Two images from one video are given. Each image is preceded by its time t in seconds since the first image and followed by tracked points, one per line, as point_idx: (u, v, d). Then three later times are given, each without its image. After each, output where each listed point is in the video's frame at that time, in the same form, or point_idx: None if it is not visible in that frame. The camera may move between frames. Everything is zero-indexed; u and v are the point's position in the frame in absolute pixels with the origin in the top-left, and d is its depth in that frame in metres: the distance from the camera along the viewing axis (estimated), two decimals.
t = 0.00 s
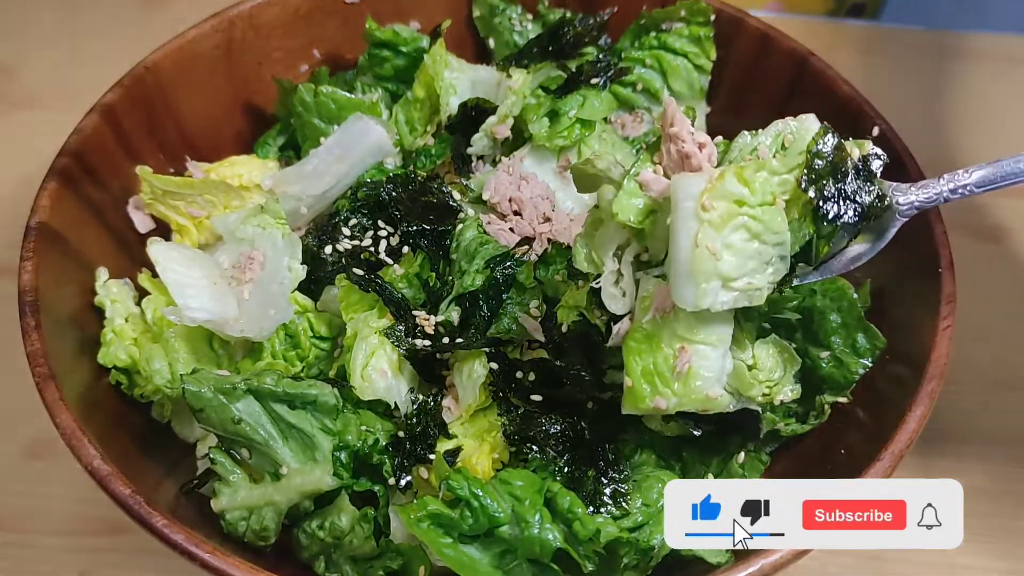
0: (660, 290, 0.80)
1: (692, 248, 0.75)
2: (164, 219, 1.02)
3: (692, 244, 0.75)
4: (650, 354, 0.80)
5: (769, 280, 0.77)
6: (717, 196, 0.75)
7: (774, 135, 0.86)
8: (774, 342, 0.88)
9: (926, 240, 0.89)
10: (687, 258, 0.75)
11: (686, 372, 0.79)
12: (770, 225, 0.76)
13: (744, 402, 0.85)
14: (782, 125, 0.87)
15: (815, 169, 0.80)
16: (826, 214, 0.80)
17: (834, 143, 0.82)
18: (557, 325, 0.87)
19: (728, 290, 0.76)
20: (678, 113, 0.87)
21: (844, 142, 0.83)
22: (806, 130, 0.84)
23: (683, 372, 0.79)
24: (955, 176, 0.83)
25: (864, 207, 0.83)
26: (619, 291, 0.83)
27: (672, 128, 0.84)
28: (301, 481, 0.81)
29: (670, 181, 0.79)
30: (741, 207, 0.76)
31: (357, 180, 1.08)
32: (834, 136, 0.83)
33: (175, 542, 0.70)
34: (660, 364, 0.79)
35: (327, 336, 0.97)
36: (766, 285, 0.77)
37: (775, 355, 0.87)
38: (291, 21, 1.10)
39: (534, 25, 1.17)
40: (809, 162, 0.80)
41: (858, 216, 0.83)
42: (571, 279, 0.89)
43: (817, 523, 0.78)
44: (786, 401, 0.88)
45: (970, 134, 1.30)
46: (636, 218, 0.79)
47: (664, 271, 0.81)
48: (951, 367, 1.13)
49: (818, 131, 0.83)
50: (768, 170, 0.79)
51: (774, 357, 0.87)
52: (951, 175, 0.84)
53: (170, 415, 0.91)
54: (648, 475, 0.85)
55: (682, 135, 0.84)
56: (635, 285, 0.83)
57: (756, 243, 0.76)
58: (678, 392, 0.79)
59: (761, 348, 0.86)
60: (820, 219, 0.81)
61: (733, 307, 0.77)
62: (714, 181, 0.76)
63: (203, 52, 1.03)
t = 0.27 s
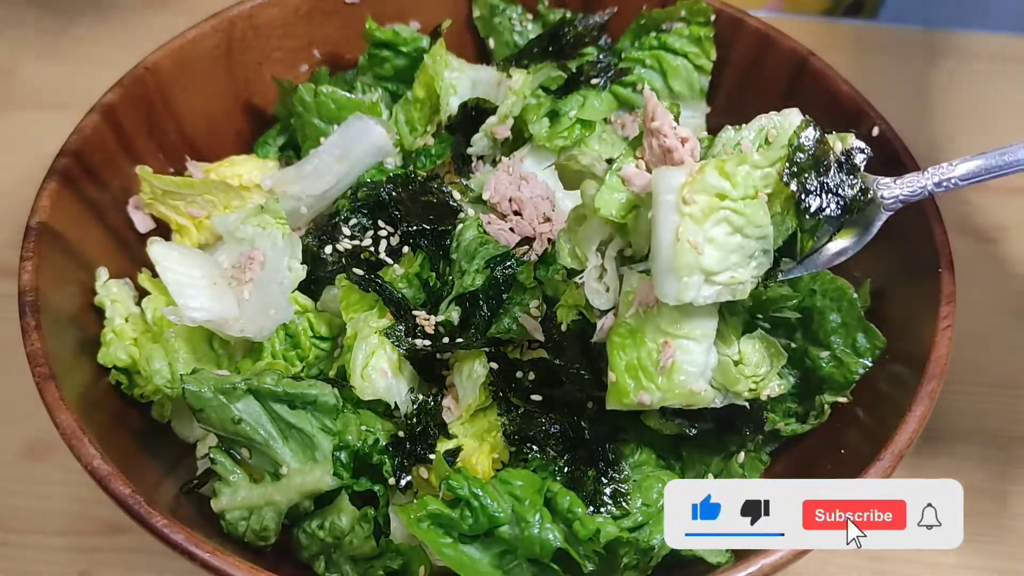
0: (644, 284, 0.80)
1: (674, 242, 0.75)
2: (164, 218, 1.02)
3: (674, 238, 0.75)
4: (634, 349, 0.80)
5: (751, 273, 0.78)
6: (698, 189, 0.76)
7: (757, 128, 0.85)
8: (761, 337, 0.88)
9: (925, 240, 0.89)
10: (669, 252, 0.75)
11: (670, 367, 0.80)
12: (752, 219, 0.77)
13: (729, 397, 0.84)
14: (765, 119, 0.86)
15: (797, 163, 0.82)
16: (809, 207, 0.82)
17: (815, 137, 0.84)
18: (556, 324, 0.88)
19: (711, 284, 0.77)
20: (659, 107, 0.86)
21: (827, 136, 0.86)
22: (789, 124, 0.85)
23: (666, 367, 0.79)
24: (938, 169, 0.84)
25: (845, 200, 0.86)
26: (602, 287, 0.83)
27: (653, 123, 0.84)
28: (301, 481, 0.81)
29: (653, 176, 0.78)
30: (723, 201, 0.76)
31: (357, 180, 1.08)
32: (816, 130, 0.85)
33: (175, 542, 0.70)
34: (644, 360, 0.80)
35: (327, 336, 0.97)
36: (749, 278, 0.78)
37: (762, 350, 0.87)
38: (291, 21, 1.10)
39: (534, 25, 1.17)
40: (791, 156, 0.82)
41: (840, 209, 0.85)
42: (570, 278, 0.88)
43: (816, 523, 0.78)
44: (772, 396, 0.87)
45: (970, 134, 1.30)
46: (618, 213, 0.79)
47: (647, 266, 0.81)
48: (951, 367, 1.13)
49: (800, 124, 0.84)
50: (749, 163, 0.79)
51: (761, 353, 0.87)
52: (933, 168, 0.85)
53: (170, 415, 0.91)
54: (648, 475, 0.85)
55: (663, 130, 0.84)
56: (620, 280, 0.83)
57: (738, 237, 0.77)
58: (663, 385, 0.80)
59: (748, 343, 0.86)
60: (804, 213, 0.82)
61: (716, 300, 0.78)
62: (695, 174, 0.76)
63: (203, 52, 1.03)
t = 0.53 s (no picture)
0: (635, 275, 0.81)
1: (662, 231, 0.76)
2: (165, 219, 1.02)
3: (663, 227, 0.76)
4: (625, 339, 0.80)
5: (742, 263, 0.78)
6: (687, 178, 0.76)
7: (747, 119, 0.86)
8: (752, 329, 0.88)
9: (925, 240, 0.89)
10: (658, 241, 0.75)
11: (661, 357, 0.79)
12: (742, 207, 0.77)
13: (721, 389, 0.84)
14: (755, 110, 0.87)
15: (786, 152, 0.82)
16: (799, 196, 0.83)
17: (805, 126, 0.85)
18: (556, 324, 0.88)
19: (701, 273, 0.77)
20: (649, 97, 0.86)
21: (816, 125, 0.87)
22: (779, 114, 0.85)
23: (657, 357, 0.79)
24: (928, 158, 0.86)
25: (837, 188, 0.86)
26: (593, 277, 0.84)
27: (642, 112, 0.84)
28: (301, 481, 0.81)
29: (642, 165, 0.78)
30: (712, 189, 0.77)
31: (357, 180, 1.08)
32: (806, 119, 0.85)
33: (175, 542, 0.70)
34: (635, 350, 0.80)
35: (327, 336, 0.97)
36: (739, 268, 0.78)
37: (753, 342, 0.87)
38: (291, 21, 1.10)
39: (534, 26, 1.17)
40: (780, 144, 0.82)
41: (831, 197, 0.86)
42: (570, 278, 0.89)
43: (817, 523, 0.78)
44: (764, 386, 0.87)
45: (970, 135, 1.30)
46: (608, 202, 0.79)
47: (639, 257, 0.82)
48: (951, 367, 1.13)
49: (789, 113, 0.85)
50: (739, 153, 0.80)
51: (752, 344, 0.87)
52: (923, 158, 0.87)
53: (170, 415, 0.91)
54: (647, 475, 0.85)
55: (652, 119, 0.84)
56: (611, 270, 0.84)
57: (728, 226, 0.77)
58: (654, 376, 0.79)
59: (738, 335, 0.86)
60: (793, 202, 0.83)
61: (706, 290, 0.78)
62: (684, 163, 0.76)
63: (203, 51, 1.03)
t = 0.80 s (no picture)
0: (643, 273, 0.80)
1: (674, 228, 0.74)
2: (165, 219, 1.02)
3: (675, 224, 0.74)
4: (635, 338, 0.79)
5: (754, 260, 0.77)
6: (699, 174, 0.74)
7: (757, 113, 0.85)
8: (758, 327, 0.88)
9: (925, 239, 0.89)
10: (669, 238, 0.74)
11: (671, 356, 0.79)
12: (754, 203, 0.76)
13: (727, 387, 0.83)
14: (764, 104, 0.86)
15: (797, 147, 0.82)
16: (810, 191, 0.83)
17: (816, 121, 0.85)
18: (556, 324, 0.87)
19: (712, 271, 0.75)
20: (657, 92, 0.84)
21: (827, 120, 0.87)
22: (789, 108, 0.86)
23: (668, 356, 0.79)
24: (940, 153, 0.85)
25: (849, 183, 0.87)
26: (602, 275, 0.82)
27: (653, 108, 0.82)
28: (301, 481, 0.81)
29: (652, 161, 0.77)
30: (724, 185, 0.75)
31: (357, 180, 1.08)
32: (818, 113, 0.86)
33: (176, 542, 0.70)
34: (644, 349, 0.79)
35: (327, 336, 0.97)
36: (751, 265, 0.77)
37: (760, 340, 0.87)
38: (290, 21, 1.10)
39: (534, 26, 1.17)
40: (791, 139, 0.82)
41: (843, 192, 0.86)
42: (572, 278, 0.88)
43: (816, 524, 0.77)
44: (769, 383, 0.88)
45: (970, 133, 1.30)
46: (617, 199, 0.78)
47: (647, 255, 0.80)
48: (951, 367, 1.13)
49: (801, 108, 0.86)
50: (749, 148, 0.79)
51: (759, 342, 0.86)
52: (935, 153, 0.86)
53: (170, 415, 0.91)
54: (647, 475, 0.85)
55: (662, 115, 0.82)
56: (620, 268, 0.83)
57: (740, 222, 0.76)
58: (664, 374, 0.79)
59: (746, 333, 0.85)
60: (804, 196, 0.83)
61: (718, 287, 0.77)
62: (695, 159, 0.75)
63: (202, 51, 1.03)
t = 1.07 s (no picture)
0: (673, 169, 0.88)
1: (709, 106, 0.80)
2: (165, 219, 1.02)
3: (711, 103, 0.80)
4: (667, 237, 0.87)
5: (797, 146, 0.83)
6: (735, 49, 0.81)
7: None
8: (795, 236, 0.94)
9: (925, 239, 0.90)
10: (703, 116, 0.80)
11: (708, 254, 0.85)
12: (798, 82, 0.82)
13: (762, 296, 0.90)
14: None
15: (845, 20, 0.84)
16: (858, 69, 0.85)
17: None
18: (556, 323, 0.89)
19: (753, 156, 0.82)
20: None
21: None
22: None
23: (702, 255, 0.85)
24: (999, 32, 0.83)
25: (902, 60, 0.85)
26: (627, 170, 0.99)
27: None
28: (301, 481, 0.81)
29: (673, 46, 0.89)
30: (764, 61, 0.81)
31: (357, 180, 1.07)
32: None
33: (176, 542, 0.70)
34: (677, 247, 0.86)
35: (328, 336, 0.97)
36: (793, 152, 0.83)
37: (796, 247, 0.93)
38: (290, 21, 1.10)
39: (534, 26, 1.18)
40: (837, 12, 0.84)
41: (894, 69, 0.85)
42: (571, 278, 0.94)
43: (816, 523, 0.76)
44: (805, 297, 0.94)
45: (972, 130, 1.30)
46: (642, 81, 0.90)
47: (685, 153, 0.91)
48: (951, 367, 1.13)
49: None
50: (794, 22, 0.84)
51: (796, 251, 0.93)
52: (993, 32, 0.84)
53: (170, 415, 0.91)
54: (647, 475, 0.85)
55: None
56: (645, 165, 0.98)
57: (783, 102, 0.81)
58: (699, 275, 0.86)
59: (782, 240, 0.92)
60: (852, 75, 0.86)
61: (760, 175, 0.83)
62: (732, 34, 0.81)
63: (202, 51, 1.03)
